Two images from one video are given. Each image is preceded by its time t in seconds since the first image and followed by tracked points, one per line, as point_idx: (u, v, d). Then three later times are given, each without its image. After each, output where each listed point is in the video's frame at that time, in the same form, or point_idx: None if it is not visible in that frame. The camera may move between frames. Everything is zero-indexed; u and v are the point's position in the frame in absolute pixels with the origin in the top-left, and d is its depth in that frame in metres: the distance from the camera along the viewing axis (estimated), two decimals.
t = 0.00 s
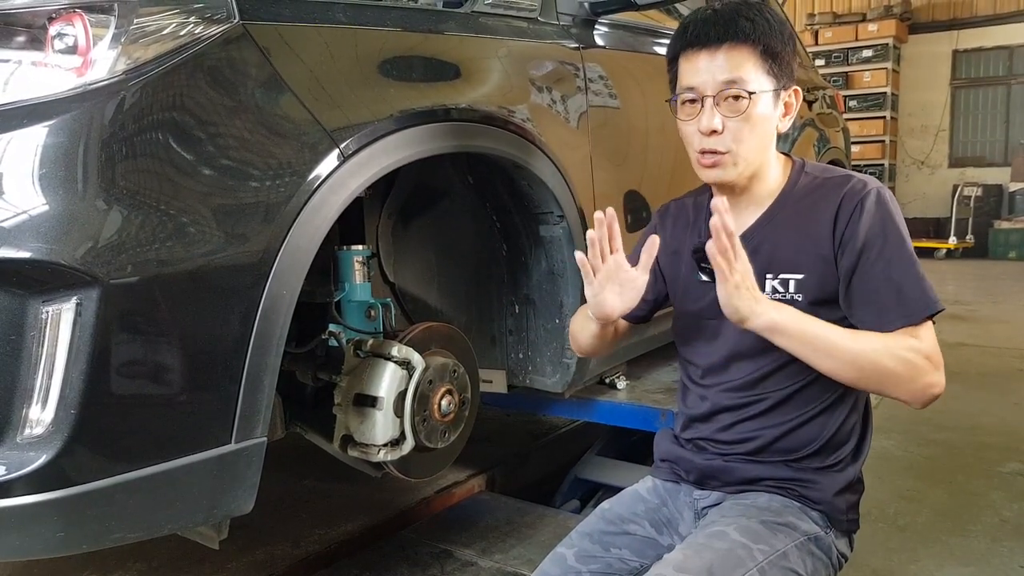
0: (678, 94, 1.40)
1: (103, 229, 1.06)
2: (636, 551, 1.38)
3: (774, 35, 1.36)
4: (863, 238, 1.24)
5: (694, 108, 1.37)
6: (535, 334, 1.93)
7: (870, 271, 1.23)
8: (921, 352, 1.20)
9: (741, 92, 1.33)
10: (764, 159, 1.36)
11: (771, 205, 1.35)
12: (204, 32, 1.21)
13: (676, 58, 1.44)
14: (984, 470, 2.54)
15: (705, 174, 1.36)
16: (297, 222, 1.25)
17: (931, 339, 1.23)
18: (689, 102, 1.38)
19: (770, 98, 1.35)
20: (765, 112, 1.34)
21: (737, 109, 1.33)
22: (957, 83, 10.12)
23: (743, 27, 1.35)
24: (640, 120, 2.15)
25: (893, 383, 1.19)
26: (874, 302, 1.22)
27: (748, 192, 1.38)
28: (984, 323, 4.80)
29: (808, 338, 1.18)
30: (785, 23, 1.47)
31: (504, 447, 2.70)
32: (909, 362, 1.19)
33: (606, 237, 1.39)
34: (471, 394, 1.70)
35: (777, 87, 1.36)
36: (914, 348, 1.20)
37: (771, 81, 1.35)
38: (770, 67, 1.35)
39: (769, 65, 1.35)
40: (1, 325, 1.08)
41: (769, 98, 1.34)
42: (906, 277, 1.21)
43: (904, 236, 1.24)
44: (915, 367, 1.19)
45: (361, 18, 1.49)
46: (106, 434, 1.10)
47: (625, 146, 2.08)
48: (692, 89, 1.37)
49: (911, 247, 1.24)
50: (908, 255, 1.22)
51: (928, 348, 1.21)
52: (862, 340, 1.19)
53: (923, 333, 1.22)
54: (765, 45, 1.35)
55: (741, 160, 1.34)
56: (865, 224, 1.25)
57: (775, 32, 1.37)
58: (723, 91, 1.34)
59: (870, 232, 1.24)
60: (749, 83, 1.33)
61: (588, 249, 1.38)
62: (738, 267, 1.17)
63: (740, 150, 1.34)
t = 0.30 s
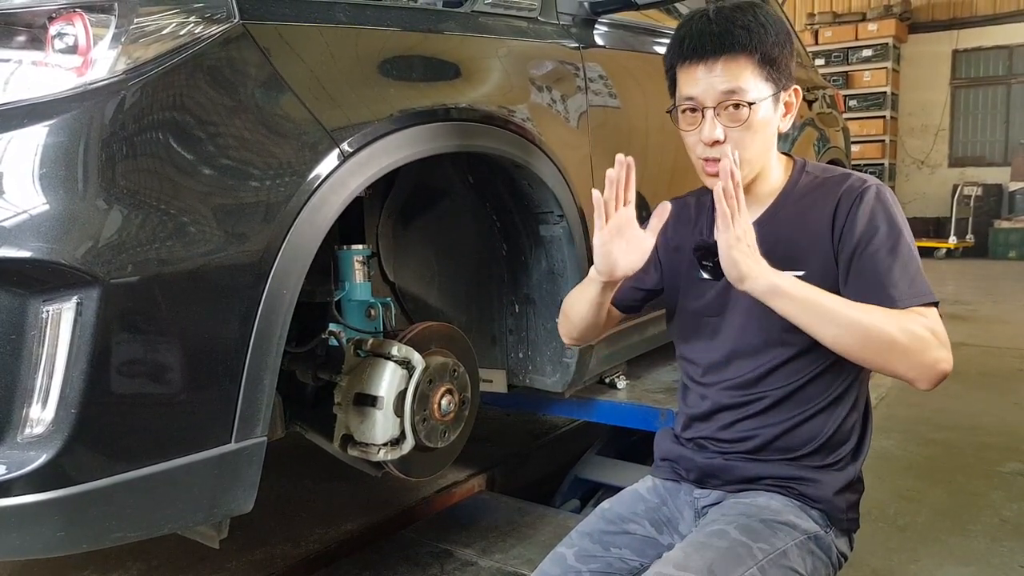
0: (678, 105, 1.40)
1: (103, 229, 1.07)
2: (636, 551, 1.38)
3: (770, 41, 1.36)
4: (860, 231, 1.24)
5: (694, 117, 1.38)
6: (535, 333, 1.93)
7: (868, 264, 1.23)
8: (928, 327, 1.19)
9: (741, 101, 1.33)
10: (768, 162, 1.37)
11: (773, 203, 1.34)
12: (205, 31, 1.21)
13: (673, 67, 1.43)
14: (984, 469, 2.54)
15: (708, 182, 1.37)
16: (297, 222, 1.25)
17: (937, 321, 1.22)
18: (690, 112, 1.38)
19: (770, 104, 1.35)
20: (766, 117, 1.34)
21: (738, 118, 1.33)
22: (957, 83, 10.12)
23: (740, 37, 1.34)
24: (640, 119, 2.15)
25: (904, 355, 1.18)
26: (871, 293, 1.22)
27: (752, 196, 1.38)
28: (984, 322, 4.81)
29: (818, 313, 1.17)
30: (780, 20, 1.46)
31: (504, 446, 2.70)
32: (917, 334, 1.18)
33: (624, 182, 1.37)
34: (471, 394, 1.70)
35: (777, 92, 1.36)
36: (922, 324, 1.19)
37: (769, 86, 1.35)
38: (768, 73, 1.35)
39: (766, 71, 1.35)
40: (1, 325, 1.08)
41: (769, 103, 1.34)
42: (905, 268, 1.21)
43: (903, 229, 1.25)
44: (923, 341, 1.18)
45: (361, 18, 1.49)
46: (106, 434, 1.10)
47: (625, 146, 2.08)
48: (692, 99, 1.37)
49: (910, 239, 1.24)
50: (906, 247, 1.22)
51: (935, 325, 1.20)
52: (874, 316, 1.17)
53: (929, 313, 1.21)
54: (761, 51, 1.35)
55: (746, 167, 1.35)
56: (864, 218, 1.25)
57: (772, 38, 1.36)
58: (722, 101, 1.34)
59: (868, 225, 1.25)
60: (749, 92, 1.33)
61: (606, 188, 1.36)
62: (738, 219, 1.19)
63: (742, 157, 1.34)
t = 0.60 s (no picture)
0: (679, 99, 1.40)
1: (104, 229, 1.07)
2: (637, 551, 1.38)
3: (774, 38, 1.36)
4: (860, 232, 1.25)
5: (695, 111, 1.38)
6: (535, 333, 1.93)
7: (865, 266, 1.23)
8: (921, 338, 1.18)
9: (742, 95, 1.33)
10: (767, 160, 1.36)
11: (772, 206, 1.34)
12: (206, 31, 1.20)
13: (677, 62, 1.44)
14: (985, 469, 2.54)
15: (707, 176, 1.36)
16: (297, 222, 1.25)
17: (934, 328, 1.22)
18: (691, 106, 1.38)
19: (771, 100, 1.35)
20: (766, 113, 1.34)
21: (739, 111, 1.33)
22: (957, 83, 10.12)
23: (744, 31, 1.35)
24: (640, 119, 2.15)
25: (898, 369, 1.18)
26: (868, 295, 1.23)
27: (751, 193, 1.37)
28: (985, 323, 4.81)
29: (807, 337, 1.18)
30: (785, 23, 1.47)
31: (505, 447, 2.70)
32: (910, 346, 1.17)
33: (613, 216, 1.38)
34: (471, 394, 1.69)
35: (778, 89, 1.36)
36: (916, 335, 1.18)
37: (771, 83, 1.36)
38: (771, 70, 1.36)
39: (769, 67, 1.35)
40: (2, 325, 1.08)
41: (770, 100, 1.35)
42: (904, 271, 1.21)
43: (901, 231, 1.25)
44: (917, 353, 1.18)
45: (362, 17, 1.49)
46: (106, 434, 1.10)
47: (625, 146, 2.08)
48: (693, 93, 1.37)
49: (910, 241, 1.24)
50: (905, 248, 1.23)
51: (929, 335, 1.19)
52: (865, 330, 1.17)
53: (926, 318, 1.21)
54: (764, 46, 1.35)
55: (745, 162, 1.34)
56: (863, 220, 1.26)
57: (776, 35, 1.37)
58: (723, 95, 1.34)
59: (868, 226, 1.25)
60: (750, 86, 1.33)
61: (593, 225, 1.38)
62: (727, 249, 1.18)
63: (742, 151, 1.34)
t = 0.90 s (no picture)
0: (677, 95, 1.41)
1: (104, 228, 1.06)
2: (637, 549, 1.39)
3: (768, 30, 1.36)
4: (854, 232, 1.25)
5: (692, 106, 1.38)
6: (535, 332, 1.93)
7: (851, 266, 1.24)
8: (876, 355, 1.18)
9: (736, 88, 1.33)
10: (765, 154, 1.36)
11: (778, 203, 1.34)
12: (205, 30, 1.20)
13: (675, 60, 1.45)
14: (986, 468, 2.54)
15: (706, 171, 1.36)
16: (297, 221, 1.25)
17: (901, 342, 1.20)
18: (688, 101, 1.38)
19: (767, 93, 1.34)
20: (763, 106, 1.34)
21: (734, 104, 1.33)
22: (958, 81, 10.11)
23: (736, 24, 1.35)
24: (641, 117, 2.15)
25: (844, 386, 1.19)
26: (849, 295, 1.23)
27: (751, 187, 1.37)
28: (985, 321, 4.80)
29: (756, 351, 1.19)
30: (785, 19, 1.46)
31: (505, 445, 2.70)
32: (860, 365, 1.17)
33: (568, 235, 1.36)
34: (471, 393, 1.69)
35: (774, 83, 1.35)
36: (873, 350, 1.18)
37: (767, 75, 1.35)
38: (766, 62, 1.35)
39: (764, 60, 1.35)
40: (2, 324, 1.08)
41: (766, 92, 1.34)
42: (884, 277, 1.21)
43: (895, 235, 1.24)
44: (870, 368, 1.18)
45: (362, 15, 1.49)
46: (106, 434, 1.10)
47: (625, 144, 2.08)
48: (689, 89, 1.38)
49: (901, 246, 1.24)
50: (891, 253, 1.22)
51: (889, 350, 1.18)
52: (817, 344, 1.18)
53: (893, 330, 1.20)
54: (758, 40, 1.35)
55: (742, 155, 1.34)
56: (858, 222, 1.26)
57: (770, 28, 1.36)
58: (717, 88, 1.34)
59: (863, 227, 1.25)
60: (745, 79, 1.34)
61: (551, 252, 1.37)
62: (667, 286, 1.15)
63: (738, 145, 1.33)
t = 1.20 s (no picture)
0: (678, 92, 1.41)
1: (103, 228, 1.06)
2: (638, 548, 1.39)
3: (768, 26, 1.36)
4: (830, 219, 1.27)
5: (693, 103, 1.38)
6: (535, 331, 1.93)
7: (813, 250, 1.26)
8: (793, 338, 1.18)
9: (737, 83, 1.33)
10: (766, 149, 1.35)
11: (775, 199, 1.34)
12: (205, 29, 1.20)
13: (676, 57, 1.45)
14: (987, 467, 2.53)
15: (708, 168, 1.35)
16: (297, 220, 1.25)
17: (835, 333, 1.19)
18: (689, 98, 1.38)
19: (769, 89, 1.34)
20: (763, 102, 1.34)
21: (735, 99, 1.33)
22: (959, 80, 10.10)
23: (737, 20, 1.35)
24: (641, 116, 2.15)
25: (759, 360, 1.19)
26: (806, 277, 1.25)
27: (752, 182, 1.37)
28: (986, 320, 4.80)
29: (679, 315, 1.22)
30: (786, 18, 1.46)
31: (506, 445, 2.70)
32: (773, 339, 1.18)
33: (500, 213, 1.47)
34: (472, 392, 1.69)
35: (775, 79, 1.35)
36: (799, 331, 1.18)
37: (768, 71, 1.35)
38: (767, 58, 1.35)
39: (764, 55, 1.35)
40: (1, 324, 1.08)
41: (766, 88, 1.34)
42: (839, 263, 1.22)
43: (865, 226, 1.24)
44: (794, 348, 1.17)
45: (361, 15, 1.49)
46: (106, 433, 1.10)
47: (625, 143, 2.07)
48: (690, 85, 1.38)
49: (866, 237, 1.23)
50: (851, 243, 1.23)
51: (819, 333, 1.18)
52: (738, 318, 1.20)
53: (829, 316, 1.19)
54: (758, 36, 1.35)
55: (743, 150, 1.33)
56: (838, 212, 1.27)
57: (771, 24, 1.36)
58: (718, 83, 1.34)
59: (842, 217, 1.26)
60: (745, 74, 1.33)
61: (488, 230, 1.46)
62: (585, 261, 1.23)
63: (740, 140, 1.33)
